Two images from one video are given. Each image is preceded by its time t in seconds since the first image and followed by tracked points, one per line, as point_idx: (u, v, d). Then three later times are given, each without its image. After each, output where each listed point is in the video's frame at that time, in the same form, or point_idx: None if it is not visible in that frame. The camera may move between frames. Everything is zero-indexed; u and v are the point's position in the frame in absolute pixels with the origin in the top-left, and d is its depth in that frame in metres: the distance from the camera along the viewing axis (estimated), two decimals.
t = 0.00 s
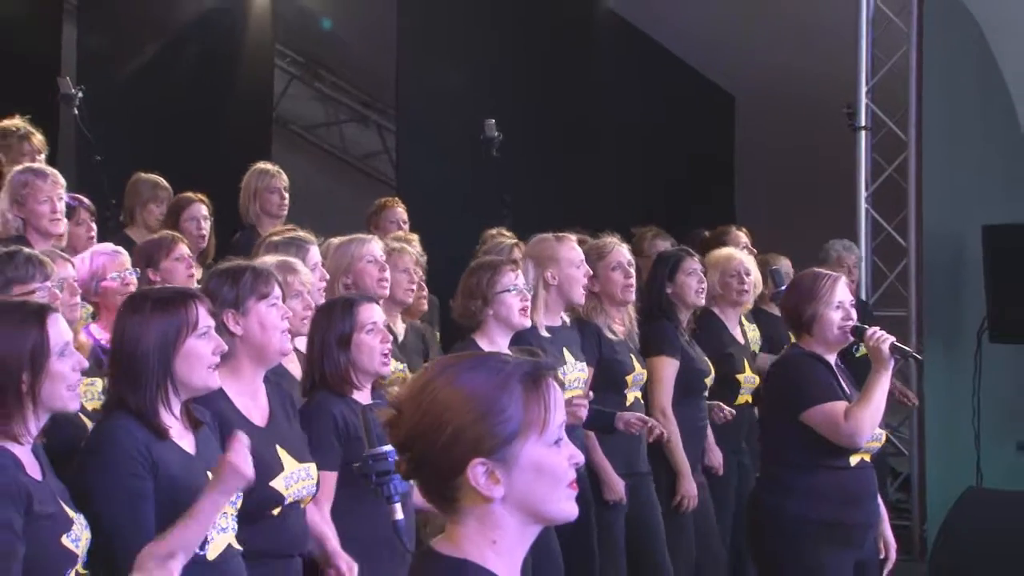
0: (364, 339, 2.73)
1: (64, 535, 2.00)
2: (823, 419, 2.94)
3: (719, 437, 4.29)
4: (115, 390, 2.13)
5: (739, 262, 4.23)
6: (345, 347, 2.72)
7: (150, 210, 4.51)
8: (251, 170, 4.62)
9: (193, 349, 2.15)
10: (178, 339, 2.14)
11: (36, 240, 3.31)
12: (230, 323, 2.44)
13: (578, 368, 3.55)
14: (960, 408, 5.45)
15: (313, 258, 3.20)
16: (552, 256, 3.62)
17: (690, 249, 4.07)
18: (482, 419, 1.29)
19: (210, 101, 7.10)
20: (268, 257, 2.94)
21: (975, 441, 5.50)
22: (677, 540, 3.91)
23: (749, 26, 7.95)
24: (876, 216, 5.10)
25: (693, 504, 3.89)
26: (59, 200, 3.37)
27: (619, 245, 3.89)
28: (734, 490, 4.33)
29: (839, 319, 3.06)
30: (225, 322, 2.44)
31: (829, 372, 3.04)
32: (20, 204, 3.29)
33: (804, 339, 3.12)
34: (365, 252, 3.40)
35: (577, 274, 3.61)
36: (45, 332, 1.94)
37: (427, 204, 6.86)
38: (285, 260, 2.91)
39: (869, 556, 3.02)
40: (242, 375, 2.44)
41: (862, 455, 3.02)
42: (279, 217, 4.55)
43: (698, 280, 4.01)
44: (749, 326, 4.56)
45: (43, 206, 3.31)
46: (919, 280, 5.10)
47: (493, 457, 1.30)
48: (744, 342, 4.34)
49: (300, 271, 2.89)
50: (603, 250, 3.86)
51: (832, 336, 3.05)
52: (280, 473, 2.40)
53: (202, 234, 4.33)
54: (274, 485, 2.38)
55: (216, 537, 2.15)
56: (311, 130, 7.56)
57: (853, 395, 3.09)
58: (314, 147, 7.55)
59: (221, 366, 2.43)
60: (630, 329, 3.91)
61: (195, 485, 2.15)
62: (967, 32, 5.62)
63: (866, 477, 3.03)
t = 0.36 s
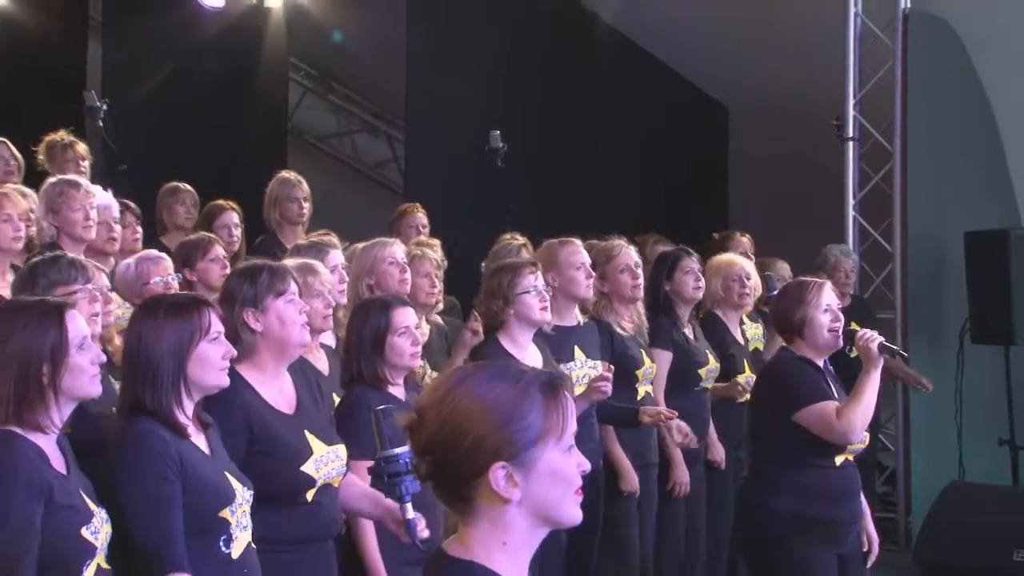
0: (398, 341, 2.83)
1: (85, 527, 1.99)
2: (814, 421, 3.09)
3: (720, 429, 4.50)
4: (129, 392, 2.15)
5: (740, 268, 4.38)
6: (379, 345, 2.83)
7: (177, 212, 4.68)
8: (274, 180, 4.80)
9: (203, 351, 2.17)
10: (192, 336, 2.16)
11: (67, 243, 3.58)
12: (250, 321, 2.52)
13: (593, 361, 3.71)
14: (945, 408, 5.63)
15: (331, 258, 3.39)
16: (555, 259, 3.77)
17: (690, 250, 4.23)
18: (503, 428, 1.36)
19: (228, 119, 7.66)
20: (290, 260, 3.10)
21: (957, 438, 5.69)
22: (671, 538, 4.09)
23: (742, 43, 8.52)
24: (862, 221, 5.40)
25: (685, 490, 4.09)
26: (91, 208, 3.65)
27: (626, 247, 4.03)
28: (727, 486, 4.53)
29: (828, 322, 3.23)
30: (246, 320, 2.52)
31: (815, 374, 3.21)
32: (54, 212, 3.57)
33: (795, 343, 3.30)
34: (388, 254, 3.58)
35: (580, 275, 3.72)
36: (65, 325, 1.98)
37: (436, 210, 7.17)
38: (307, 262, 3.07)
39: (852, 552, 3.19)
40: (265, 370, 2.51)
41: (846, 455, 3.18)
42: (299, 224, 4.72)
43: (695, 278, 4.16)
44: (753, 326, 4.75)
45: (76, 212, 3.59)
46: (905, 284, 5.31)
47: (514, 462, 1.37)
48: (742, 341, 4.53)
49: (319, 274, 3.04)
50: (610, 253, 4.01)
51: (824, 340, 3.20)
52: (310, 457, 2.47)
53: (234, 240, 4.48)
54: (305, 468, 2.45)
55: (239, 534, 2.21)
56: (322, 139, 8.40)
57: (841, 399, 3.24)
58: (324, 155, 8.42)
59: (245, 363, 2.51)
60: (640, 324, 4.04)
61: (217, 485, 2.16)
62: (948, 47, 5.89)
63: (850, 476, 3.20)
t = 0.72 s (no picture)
0: (418, 346, 2.99)
1: (99, 536, 2.16)
2: (813, 416, 3.26)
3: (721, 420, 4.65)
4: (155, 395, 2.30)
5: (732, 271, 4.52)
6: (398, 349, 2.99)
7: (206, 217, 4.92)
8: (299, 186, 4.99)
9: (227, 354, 2.32)
10: (216, 340, 2.31)
11: (99, 250, 3.80)
12: (276, 330, 2.69)
13: (599, 364, 3.88)
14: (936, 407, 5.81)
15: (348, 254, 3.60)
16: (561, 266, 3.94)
17: (694, 257, 4.35)
18: (521, 432, 1.42)
19: (246, 134, 7.86)
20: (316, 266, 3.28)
21: (943, 433, 5.87)
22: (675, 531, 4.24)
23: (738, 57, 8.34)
24: (855, 225, 5.50)
25: (690, 484, 4.23)
26: (119, 216, 3.85)
27: (630, 252, 4.17)
28: (727, 481, 4.69)
29: (824, 325, 3.39)
30: (272, 330, 2.69)
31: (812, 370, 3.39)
32: (85, 220, 3.79)
33: (790, 344, 3.46)
34: (403, 262, 3.76)
35: (583, 283, 3.91)
36: (84, 342, 2.14)
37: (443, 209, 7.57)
38: (332, 268, 3.25)
39: (845, 544, 3.35)
40: (291, 377, 2.69)
41: (843, 451, 3.35)
42: (322, 228, 4.89)
43: (697, 284, 4.28)
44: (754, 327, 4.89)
45: (106, 222, 3.80)
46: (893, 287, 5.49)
47: (534, 462, 1.44)
48: (740, 335, 4.69)
49: (342, 280, 3.22)
50: (613, 258, 4.16)
51: (817, 338, 3.37)
52: (332, 461, 2.65)
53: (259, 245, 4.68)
54: (326, 473, 2.63)
55: (258, 532, 2.37)
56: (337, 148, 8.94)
57: (840, 394, 3.40)
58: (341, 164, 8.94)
59: (273, 369, 2.68)
60: (643, 327, 4.20)
61: (241, 484, 2.31)
62: (934, 61, 6.06)
63: (844, 471, 3.36)
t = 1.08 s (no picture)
0: (428, 346, 3.17)
1: (125, 535, 2.29)
2: (822, 416, 3.46)
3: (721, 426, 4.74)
4: (190, 393, 2.47)
5: (727, 278, 4.65)
6: (411, 351, 3.17)
7: (233, 229, 5.12)
8: (322, 195, 5.17)
9: (254, 365, 2.48)
10: (244, 350, 2.48)
11: (131, 258, 3.98)
12: (300, 337, 2.85)
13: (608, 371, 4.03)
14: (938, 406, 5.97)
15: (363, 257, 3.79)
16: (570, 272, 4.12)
17: (700, 264, 4.46)
18: (535, 442, 1.48)
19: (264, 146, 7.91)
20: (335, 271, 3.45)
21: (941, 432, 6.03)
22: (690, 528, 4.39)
23: (735, 69, 9.08)
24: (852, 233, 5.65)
25: (691, 483, 4.37)
26: (149, 224, 4.04)
27: (637, 261, 4.33)
28: (737, 478, 4.85)
29: (835, 328, 3.56)
30: (296, 336, 2.85)
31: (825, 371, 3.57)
32: (117, 229, 3.99)
33: (804, 346, 3.64)
34: (417, 272, 3.94)
35: (593, 287, 4.07)
36: (113, 348, 2.29)
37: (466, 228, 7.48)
38: (352, 274, 3.42)
39: (862, 536, 3.52)
40: (315, 383, 2.86)
41: (858, 446, 3.53)
42: (344, 235, 5.09)
43: (705, 291, 4.40)
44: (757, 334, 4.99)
45: (136, 230, 3.99)
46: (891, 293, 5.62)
47: (547, 470, 1.49)
48: (742, 340, 4.75)
49: (362, 285, 3.39)
50: (620, 267, 4.31)
51: (827, 338, 3.55)
52: (352, 463, 2.83)
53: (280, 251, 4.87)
54: (348, 474, 2.81)
55: (288, 520, 2.52)
56: (356, 156, 9.39)
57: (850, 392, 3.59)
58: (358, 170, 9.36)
59: (297, 375, 2.85)
60: (650, 333, 4.33)
61: (268, 477, 2.48)
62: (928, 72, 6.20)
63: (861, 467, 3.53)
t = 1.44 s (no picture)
0: (438, 351, 3.34)
1: (172, 516, 2.50)
2: (830, 412, 3.69)
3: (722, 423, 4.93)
4: (240, 384, 2.72)
5: (730, 281, 4.84)
6: (422, 356, 3.35)
7: (261, 230, 5.36)
8: (343, 201, 5.41)
9: (289, 364, 2.71)
10: (279, 350, 2.71)
11: (169, 263, 4.16)
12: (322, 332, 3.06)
13: (617, 371, 4.25)
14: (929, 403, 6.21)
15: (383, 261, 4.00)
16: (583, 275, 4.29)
17: (700, 269, 4.68)
18: (550, 442, 1.57)
19: (296, 153, 8.24)
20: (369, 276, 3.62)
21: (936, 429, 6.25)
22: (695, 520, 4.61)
23: (752, 82, 9.40)
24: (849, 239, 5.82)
25: (701, 475, 4.56)
26: (186, 231, 4.23)
27: (644, 264, 4.49)
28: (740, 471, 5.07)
29: (844, 330, 3.77)
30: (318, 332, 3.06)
31: (839, 374, 3.79)
32: (157, 236, 4.18)
33: (818, 346, 3.86)
34: (433, 271, 4.17)
35: (604, 290, 4.26)
36: (159, 344, 2.53)
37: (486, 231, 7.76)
38: (383, 280, 3.58)
39: (873, 525, 3.74)
40: (335, 376, 3.08)
41: (868, 440, 3.74)
42: (366, 239, 5.34)
43: (705, 293, 4.61)
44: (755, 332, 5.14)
45: (174, 236, 4.18)
46: (886, 298, 5.78)
47: (560, 470, 1.58)
48: (745, 339, 4.93)
49: (391, 291, 3.55)
50: (630, 269, 4.48)
51: (837, 338, 3.77)
52: (371, 449, 3.05)
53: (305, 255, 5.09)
54: (366, 459, 3.03)
55: (323, 507, 2.74)
56: (383, 166, 9.66)
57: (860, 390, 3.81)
58: (385, 179, 9.64)
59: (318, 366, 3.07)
60: (654, 333, 4.53)
61: (306, 464, 2.71)
62: (920, 83, 6.43)
63: (872, 460, 3.76)
